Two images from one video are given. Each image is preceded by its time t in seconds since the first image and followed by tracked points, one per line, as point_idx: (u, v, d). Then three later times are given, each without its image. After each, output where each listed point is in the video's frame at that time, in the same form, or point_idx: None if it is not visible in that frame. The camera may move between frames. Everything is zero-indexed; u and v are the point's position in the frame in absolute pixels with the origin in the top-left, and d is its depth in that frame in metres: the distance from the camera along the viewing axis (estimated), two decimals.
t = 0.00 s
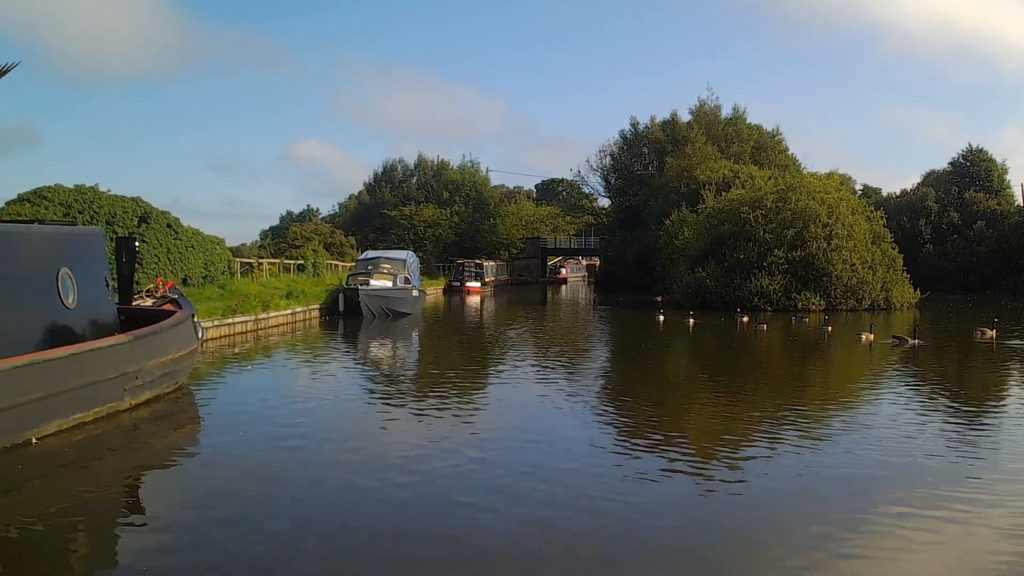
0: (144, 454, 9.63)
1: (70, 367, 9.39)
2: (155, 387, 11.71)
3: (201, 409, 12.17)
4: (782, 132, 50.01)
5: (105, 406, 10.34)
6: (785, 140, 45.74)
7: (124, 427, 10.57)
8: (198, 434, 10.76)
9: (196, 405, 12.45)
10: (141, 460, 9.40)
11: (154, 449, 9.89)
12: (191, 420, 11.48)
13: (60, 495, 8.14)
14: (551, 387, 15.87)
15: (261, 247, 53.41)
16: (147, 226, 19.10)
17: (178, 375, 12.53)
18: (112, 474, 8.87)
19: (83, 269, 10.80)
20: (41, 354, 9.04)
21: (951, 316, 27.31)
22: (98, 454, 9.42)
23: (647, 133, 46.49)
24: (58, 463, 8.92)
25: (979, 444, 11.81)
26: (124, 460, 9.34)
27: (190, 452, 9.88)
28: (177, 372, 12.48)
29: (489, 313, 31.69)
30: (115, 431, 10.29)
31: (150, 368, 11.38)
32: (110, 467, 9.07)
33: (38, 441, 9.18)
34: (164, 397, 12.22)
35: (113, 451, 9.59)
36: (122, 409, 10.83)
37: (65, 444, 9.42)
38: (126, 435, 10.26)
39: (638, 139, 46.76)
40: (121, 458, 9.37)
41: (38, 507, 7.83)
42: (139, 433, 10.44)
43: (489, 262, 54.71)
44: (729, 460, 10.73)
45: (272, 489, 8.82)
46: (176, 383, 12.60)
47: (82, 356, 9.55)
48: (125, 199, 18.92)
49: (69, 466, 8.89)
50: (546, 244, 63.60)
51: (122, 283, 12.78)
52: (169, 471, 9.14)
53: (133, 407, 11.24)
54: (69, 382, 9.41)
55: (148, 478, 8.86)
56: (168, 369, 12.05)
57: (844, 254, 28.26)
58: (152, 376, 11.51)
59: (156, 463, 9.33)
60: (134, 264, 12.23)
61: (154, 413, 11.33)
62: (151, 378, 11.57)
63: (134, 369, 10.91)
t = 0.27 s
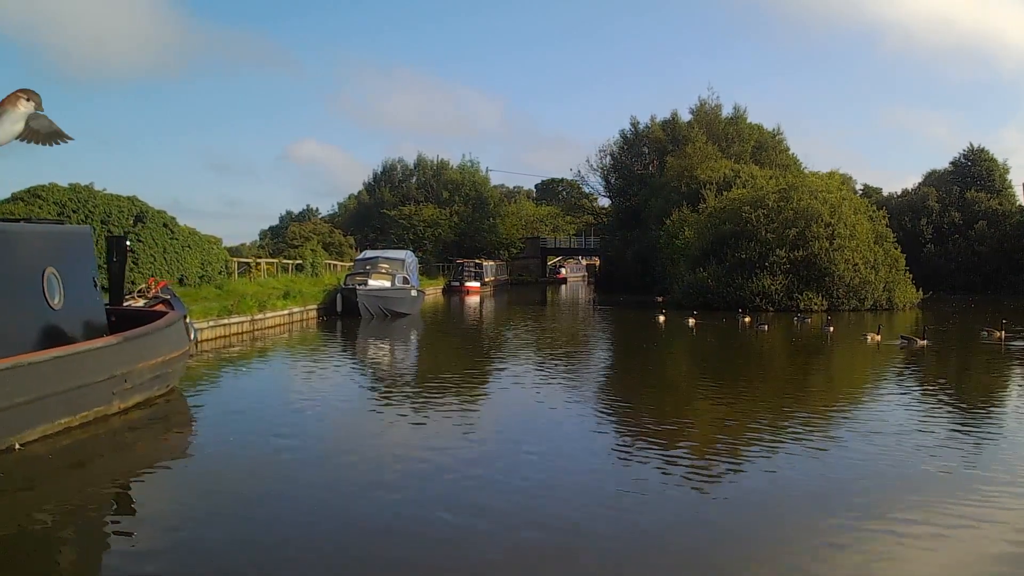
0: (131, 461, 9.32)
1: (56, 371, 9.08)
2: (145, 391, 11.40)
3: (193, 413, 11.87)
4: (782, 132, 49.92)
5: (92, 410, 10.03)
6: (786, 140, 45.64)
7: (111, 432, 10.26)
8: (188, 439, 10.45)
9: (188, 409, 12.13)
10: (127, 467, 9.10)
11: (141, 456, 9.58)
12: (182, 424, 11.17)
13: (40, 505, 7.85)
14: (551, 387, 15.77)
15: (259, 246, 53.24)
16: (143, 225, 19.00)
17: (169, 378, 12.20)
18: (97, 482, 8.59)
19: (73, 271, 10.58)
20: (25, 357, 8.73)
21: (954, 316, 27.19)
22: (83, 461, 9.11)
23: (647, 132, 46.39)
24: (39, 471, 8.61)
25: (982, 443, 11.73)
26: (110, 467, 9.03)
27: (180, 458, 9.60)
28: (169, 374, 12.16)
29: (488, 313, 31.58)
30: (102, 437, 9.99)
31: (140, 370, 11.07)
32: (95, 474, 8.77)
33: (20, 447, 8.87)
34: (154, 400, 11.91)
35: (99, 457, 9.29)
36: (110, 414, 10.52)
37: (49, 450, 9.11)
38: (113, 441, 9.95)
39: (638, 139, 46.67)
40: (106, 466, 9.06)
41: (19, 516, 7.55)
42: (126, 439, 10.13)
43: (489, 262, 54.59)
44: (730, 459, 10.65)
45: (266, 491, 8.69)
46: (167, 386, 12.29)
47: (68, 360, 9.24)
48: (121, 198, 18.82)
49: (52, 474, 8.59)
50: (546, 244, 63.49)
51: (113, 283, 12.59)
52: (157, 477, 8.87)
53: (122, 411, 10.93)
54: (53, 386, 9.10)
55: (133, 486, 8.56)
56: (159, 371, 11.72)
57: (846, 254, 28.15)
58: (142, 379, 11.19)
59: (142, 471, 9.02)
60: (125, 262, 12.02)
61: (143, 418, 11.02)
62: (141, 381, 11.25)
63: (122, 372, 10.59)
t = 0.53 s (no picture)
0: (119, 468, 9.07)
1: (39, 375, 8.82)
2: (136, 393, 11.15)
3: (187, 417, 11.61)
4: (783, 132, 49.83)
5: (79, 414, 9.78)
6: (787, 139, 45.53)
7: (100, 437, 10.01)
8: (181, 444, 10.21)
9: (182, 412, 11.88)
10: (115, 474, 8.84)
11: (130, 462, 9.34)
12: (175, 429, 10.91)
13: (21, 514, 7.62)
14: (552, 387, 15.67)
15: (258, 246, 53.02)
16: (139, 224, 18.93)
17: (162, 380, 11.94)
18: (83, 490, 8.35)
19: (66, 272, 10.35)
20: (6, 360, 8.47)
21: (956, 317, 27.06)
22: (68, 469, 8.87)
23: (648, 132, 46.27)
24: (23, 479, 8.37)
25: (986, 444, 11.64)
26: (97, 475, 8.80)
27: (171, 465, 9.36)
28: (162, 376, 11.90)
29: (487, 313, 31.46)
30: (90, 442, 9.73)
31: (130, 373, 10.81)
32: (80, 482, 8.52)
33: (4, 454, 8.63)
34: (147, 403, 11.66)
35: (86, 464, 9.06)
36: (99, 417, 10.27)
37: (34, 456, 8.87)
38: (101, 447, 9.70)
39: (638, 139, 46.56)
40: (93, 473, 8.83)
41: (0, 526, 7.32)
42: (116, 445, 9.89)
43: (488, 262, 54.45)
44: (731, 460, 10.56)
45: (262, 492, 8.58)
46: (160, 388, 12.03)
47: (52, 363, 8.97)
48: (117, 197, 18.73)
49: (36, 483, 8.34)
50: (546, 244, 63.37)
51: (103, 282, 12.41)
52: (147, 483, 8.65)
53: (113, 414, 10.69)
54: (37, 391, 8.84)
55: (121, 493, 8.34)
56: (151, 374, 11.46)
57: (849, 254, 28.03)
58: (133, 381, 10.93)
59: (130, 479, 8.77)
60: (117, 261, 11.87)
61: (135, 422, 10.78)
62: (132, 384, 11.00)
63: (111, 376, 10.33)
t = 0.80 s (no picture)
0: (108, 471, 8.88)
1: (25, 378, 8.62)
2: (124, 396, 10.95)
3: (178, 419, 11.42)
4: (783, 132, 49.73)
5: (66, 418, 9.57)
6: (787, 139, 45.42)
7: (88, 442, 9.81)
8: (173, 446, 10.02)
9: (173, 414, 11.69)
10: (103, 479, 8.65)
11: (118, 466, 9.14)
12: (166, 431, 10.72)
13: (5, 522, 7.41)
14: (552, 387, 15.57)
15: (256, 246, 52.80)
16: (135, 223, 18.89)
17: (151, 383, 11.75)
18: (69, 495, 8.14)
19: (55, 273, 10.01)
20: None
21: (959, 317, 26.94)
22: (56, 472, 8.68)
23: (648, 132, 46.15)
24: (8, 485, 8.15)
25: (990, 445, 11.56)
26: (85, 478, 8.61)
27: (162, 467, 9.18)
28: (151, 379, 11.71)
29: (487, 313, 31.35)
30: (78, 446, 9.53)
31: (117, 375, 10.62)
32: (67, 487, 8.33)
33: None
34: (136, 406, 11.44)
35: (75, 468, 8.87)
36: (86, 421, 10.06)
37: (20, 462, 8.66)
38: (90, 450, 9.50)
39: (638, 138, 46.45)
40: (81, 477, 8.64)
41: None
42: (105, 447, 9.70)
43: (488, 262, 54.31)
44: (733, 460, 10.48)
45: (257, 494, 8.49)
46: (149, 391, 11.82)
47: (38, 365, 8.77)
48: (112, 196, 18.68)
49: (21, 490, 8.13)
50: (546, 244, 63.26)
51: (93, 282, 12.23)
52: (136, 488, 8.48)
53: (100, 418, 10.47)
54: (21, 393, 8.66)
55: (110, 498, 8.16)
56: (139, 376, 11.27)
57: (851, 254, 27.91)
58: (121, 384, 10.75)
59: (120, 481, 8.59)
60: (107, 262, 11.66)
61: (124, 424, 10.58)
62: (120, 387, 10.81)
63: (99, 378, 10.14)
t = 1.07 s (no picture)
0: (93, 476, 8.68)
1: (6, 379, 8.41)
2: (113, 399, 10.73)
3: (170, 421, 11.17)
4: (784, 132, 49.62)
5: (50, 422, 9.36)
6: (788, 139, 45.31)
7: (74, 446, 9.60)
8: (162, 450, 9.78)
9: (164, 417, 11.45)
10: (87, 484, 8.45)
11: (105, 470, 8.94)
12: (156, 434, 10.47)
13: None
14: (552, 387, 15.48)
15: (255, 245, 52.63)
16: (131, 222, 18.89)
17: (141, 386, 11.51)
18: (52, 501, 7.94)
19: (43, 272, 9.79)
20: None
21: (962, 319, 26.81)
22: (40, 479, 8.44)
23: (649, 131, 46.04)
24: None
25: (992, 446, 11.49)
26: (69, 485, 8.37)
27: (151, 472, 8.95)
28: (140, 382, 11.47)
29: (486, 313, 31.24)
30: (64, 451, 9.32)
31: (104, 378, 10.38)
32: (51, 493, 8.13)
33: None
34: (126, 409, 11.23)
35: (59, 474, 8.63)
36: (73, 425, 9.85)
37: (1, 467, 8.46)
38: (76, 455, 9.27)
39: (639, 138, 46.35)
40: (65, 484, 8.40)
41: None
42: (92, 452, 9.46)
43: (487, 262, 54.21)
44: (732, 460, 10.41)
45: (250, 496, 8.37)
46: (140, 394, 11.61)
47: (20, 367, 8.56)
48: (107, 194, 18.65)
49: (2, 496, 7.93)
50: (546, 244, 63.16)
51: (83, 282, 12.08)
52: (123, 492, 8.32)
53: (88, 422, 10.26)
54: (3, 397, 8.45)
55: (95, 503, 8.00)
56: (127, 379, 11.02)
57: (854, 255, 27.78)
58: (108, 387, 10.50)
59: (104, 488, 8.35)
60: (97, 262, 11.48)
61: (113, 428, 10.34)
62: (107, 390, 10.56)
63: (84, 381, 9.90)
